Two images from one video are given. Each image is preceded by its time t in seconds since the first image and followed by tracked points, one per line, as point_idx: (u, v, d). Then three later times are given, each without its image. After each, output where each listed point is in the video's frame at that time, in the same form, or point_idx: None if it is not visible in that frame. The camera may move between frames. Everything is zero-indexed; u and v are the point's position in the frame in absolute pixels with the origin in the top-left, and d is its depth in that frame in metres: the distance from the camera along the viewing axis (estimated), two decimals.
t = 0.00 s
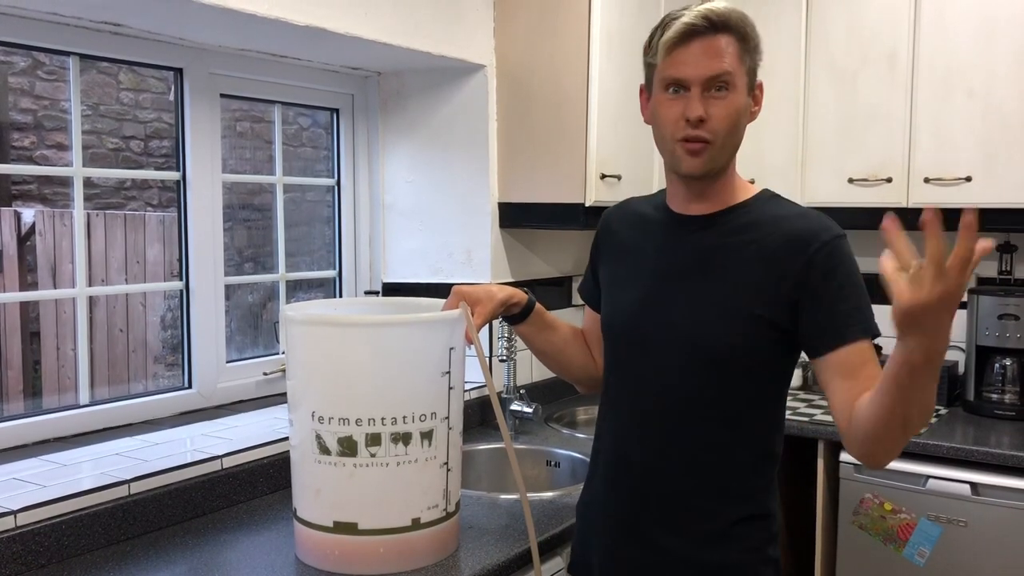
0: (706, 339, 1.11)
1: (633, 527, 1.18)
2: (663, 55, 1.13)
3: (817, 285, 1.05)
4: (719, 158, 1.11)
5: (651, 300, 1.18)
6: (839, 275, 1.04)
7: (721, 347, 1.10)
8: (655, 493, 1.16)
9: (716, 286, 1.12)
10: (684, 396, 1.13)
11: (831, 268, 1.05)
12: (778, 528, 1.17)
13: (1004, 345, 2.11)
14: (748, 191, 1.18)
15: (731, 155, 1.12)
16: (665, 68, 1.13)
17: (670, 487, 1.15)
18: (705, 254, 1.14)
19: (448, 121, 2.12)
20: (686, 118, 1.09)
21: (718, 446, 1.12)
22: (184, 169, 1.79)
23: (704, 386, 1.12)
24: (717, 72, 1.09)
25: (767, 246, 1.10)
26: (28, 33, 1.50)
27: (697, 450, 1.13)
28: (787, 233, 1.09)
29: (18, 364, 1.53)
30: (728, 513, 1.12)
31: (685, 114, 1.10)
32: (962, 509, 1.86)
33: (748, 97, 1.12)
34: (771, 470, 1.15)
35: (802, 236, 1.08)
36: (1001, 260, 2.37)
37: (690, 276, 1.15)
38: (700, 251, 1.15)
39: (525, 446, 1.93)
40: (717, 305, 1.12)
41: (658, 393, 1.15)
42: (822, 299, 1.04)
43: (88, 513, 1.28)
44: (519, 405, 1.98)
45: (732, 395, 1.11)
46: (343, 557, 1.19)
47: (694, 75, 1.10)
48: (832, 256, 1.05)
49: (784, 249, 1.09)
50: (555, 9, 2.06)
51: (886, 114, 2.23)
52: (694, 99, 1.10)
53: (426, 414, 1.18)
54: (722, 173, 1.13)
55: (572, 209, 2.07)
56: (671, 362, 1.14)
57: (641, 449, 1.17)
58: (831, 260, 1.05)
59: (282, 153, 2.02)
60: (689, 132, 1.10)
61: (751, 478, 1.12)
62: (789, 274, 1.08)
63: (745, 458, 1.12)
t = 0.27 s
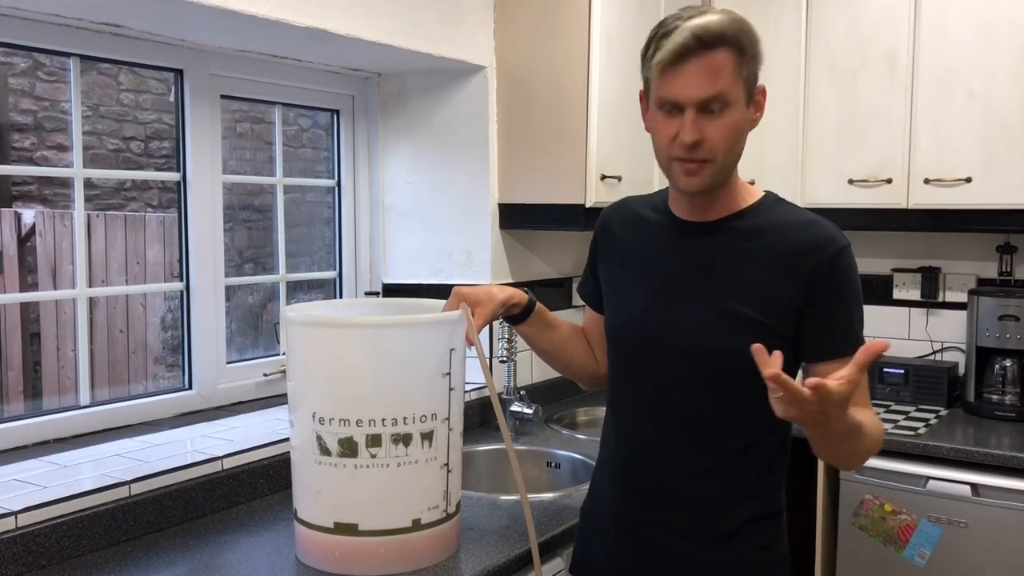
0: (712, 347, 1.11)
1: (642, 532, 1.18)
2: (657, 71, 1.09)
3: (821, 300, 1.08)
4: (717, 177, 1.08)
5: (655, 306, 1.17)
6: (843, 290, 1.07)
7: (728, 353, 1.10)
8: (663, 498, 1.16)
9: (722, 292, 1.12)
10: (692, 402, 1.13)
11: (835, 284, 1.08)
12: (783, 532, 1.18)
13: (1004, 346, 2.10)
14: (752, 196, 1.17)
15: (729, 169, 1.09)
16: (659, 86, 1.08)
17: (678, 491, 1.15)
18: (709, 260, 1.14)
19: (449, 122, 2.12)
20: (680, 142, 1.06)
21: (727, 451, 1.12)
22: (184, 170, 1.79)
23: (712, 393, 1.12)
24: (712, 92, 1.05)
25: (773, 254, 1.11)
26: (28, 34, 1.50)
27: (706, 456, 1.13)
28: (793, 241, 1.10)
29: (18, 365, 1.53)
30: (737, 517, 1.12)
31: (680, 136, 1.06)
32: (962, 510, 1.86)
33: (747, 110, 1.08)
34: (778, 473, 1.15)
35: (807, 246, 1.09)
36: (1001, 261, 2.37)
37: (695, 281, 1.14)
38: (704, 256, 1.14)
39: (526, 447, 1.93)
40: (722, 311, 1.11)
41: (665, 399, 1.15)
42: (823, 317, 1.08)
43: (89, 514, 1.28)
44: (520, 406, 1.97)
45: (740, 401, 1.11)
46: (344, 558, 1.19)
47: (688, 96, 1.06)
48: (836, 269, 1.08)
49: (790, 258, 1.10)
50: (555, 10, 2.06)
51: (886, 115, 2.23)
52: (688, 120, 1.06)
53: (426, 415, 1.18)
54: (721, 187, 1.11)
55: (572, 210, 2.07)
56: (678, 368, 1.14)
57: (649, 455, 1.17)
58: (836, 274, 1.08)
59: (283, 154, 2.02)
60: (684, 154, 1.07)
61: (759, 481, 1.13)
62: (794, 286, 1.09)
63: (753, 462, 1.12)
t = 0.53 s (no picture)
0: (710, 350, 1.13)
1: (644, 534, 1.18)
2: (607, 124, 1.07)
3: (811, 297, 1.06)
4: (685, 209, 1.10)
5: (654, 310, 1.18)
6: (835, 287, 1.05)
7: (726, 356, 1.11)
8: (665, 500, 1.16)
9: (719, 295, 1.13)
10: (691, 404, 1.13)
11: (828, 281, 1.05)
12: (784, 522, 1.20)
13: (1004, 347, 2.10)
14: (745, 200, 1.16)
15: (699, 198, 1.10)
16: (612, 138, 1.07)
17: (678, 492, 1.15)
18: (706, 262, 1.15)
19: (448, 123, 2.13)
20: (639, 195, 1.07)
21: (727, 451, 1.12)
22: (184, 171, 1.79)
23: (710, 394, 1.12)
24: (658, 149, 1.03)
25: (767, 255, 1.10)
26: (29, 35, 1.50)
27: (706, 456, 1.13)
28: (785, 240, 1.09)
29: (18, 366, 1.53)
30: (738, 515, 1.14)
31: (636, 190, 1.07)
32: (962, 512, 1.86)
33: (705, 146, 1.05)
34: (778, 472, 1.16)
35: (800, 244, 1.08)
36: (1001, 262, 2.37)
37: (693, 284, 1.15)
38: (702, 258, 1.15)
39: (525, 448, 1.93)
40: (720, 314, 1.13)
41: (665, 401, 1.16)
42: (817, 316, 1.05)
43: (89, 515, 1.28)
44: (520, 408, 1.97)
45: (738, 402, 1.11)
46: (344, 559, 1.19)
47: (635, 153, 1.04)
48: (828, 266, 1.06)
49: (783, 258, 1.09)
50: (555, 12, 2.06)
51: (886, 117, 2.23)
52: (641, 175, 1.06)
53: (427, 416, 1.18)
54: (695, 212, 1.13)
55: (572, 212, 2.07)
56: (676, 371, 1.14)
57: (650, 456, 1.18)
58: (828, 271, 1.05)
59: (283, 156, 2.02)
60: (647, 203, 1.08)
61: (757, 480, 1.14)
62: (786, 286, 1.09)
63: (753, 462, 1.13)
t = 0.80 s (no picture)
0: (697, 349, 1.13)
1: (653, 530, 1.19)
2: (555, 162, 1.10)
3: (780, 282, 1.05)
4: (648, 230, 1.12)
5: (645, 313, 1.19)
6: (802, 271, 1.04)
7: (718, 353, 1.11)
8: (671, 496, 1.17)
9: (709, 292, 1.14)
10: (684, 400, 1.14)
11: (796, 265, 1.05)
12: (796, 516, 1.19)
13: (1003, 349, 2.10)
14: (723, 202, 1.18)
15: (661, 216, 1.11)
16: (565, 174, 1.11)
17: (683, 489, 1.16)
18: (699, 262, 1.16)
19: (449, 125, 2.13)
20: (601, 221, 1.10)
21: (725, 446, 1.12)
22: (184, 172, 1.79)
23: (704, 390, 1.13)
24: (602, 179, 1.05)
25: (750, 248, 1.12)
26: (30, 36, 1.50)
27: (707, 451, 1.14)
28: (762, 234, 1.11)
29: (18, 367, 1.53)
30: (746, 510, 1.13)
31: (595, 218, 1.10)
32: (962, 513, 1.86)
33: (651, 164, 1.06)
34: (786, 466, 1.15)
35: (775, 235, 1.09)
36: (1001, 264, 2.37)
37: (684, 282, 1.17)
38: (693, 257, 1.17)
39: (525, 449, 1.93)
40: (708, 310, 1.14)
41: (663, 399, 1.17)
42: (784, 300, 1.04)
43: (89, 516, 1.28)
44: (520, 408, 1.97)
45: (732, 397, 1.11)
46: (344, 560, 1.19)
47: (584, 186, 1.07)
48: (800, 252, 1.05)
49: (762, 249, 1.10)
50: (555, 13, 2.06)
51: (886, 118, 2.23)
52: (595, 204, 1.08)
53: (427, 417, 1.18)
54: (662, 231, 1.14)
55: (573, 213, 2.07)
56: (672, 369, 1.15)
57: (654, 453, 1.19)
58: (798, 257, 1.05)
59: (283, 156, 2.02)
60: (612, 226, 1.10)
61: (760, 475, 1.13)
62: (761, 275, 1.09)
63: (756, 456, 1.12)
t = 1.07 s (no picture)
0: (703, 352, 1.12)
1: (663, 534, 1.18)
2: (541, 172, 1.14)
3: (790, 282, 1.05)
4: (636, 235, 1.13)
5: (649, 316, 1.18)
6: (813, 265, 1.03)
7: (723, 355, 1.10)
8: (680, 500, 1.17)
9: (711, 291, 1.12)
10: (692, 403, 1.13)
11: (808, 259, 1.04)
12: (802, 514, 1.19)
13: (1003, 350, 2.11)
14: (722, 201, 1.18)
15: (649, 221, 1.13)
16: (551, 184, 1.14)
17: (691, 492, 1.16)
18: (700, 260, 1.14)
19: (448, 126, 2.13)
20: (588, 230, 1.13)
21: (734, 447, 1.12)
22: (184, 173, 1.79)
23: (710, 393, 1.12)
24: (584, 188, 1.08)
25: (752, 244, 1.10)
26: (30, 37, 1.50)
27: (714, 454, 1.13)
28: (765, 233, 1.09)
29: (18, 368, 1.53)
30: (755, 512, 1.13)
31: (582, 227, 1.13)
32: (962, 514, 1.87)
33: (632, 173, 1.08)
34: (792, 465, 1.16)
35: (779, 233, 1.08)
36: (1001, 266, 2.38)
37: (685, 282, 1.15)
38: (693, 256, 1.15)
39: (525, 451, 1.93)
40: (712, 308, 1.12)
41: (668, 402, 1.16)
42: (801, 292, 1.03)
43: (89, 517, 1.28)
44: (519, 409, 1.97)
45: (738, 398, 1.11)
46: (345, 561, 1.19)
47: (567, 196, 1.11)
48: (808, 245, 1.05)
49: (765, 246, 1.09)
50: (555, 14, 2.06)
51: (886, 120, 2.23)
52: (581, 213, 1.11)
53: (426, 418, 1.18)
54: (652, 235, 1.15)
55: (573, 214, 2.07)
56: (677, 374, 1.14)
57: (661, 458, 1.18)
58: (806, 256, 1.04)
59: (283, 157, 2.02)
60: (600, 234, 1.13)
61: (769, 475, 1.13)
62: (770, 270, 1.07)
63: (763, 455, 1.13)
